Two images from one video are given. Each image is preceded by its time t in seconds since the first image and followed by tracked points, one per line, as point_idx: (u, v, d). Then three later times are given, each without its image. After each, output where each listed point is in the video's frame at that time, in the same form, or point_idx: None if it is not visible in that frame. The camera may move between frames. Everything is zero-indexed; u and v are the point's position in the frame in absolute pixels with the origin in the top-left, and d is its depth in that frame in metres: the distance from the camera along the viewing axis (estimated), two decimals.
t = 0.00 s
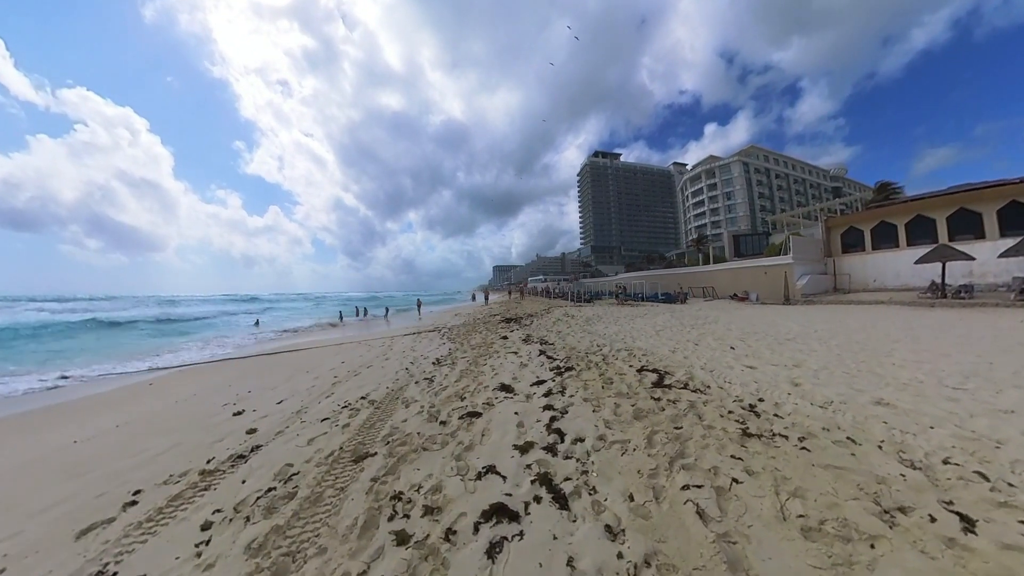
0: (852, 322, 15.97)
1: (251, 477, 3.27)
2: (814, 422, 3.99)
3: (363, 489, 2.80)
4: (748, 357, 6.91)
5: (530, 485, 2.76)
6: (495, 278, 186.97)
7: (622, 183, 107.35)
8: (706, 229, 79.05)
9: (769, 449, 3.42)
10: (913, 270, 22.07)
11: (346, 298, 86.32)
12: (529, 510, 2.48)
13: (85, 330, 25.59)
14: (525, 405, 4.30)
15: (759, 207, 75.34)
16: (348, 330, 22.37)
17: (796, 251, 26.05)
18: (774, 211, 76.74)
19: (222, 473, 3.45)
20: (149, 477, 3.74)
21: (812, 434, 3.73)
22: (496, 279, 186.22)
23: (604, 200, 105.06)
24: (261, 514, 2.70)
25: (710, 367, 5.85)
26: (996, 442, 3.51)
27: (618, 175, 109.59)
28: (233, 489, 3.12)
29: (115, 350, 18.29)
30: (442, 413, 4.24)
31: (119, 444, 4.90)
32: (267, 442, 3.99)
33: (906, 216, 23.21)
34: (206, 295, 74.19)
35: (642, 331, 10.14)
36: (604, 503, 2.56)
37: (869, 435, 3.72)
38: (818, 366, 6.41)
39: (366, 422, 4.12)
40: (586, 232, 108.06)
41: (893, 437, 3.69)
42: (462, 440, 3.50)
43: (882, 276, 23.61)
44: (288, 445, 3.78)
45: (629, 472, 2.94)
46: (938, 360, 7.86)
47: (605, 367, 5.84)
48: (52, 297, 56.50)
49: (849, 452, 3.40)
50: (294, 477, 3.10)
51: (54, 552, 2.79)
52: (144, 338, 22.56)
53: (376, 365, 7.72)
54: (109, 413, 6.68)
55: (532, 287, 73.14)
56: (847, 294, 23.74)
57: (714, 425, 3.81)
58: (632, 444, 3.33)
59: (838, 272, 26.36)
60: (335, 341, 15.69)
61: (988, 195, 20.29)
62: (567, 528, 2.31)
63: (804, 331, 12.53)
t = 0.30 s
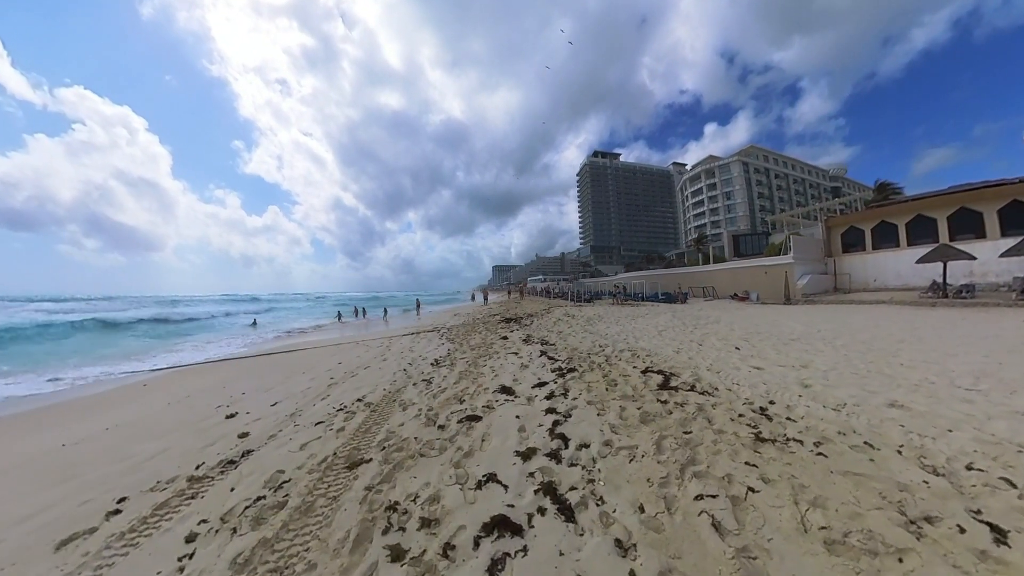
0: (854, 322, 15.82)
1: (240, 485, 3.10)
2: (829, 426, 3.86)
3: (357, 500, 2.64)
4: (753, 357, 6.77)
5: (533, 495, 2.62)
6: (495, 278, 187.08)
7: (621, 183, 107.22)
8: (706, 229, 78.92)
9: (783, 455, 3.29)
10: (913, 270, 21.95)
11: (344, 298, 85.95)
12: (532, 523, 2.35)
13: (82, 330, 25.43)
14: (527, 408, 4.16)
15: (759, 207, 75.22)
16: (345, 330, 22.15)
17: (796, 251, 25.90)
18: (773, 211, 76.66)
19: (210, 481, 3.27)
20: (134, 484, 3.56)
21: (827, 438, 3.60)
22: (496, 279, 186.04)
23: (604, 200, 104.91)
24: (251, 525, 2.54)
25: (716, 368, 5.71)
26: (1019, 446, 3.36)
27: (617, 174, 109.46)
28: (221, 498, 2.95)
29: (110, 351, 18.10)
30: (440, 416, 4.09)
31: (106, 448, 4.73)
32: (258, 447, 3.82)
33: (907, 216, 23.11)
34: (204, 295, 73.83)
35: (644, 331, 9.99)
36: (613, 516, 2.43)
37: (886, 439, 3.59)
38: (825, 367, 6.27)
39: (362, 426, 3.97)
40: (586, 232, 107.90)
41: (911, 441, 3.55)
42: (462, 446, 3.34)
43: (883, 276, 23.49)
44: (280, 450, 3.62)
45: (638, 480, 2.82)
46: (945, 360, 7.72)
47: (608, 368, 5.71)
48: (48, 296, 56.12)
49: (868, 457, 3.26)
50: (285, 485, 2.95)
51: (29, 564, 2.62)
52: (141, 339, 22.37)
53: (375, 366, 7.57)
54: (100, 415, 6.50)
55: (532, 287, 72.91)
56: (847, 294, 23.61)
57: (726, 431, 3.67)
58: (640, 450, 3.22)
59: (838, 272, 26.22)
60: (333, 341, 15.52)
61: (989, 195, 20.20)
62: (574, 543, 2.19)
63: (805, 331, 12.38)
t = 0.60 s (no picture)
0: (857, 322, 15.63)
1: (233, 493, 2.95)
2: (847, 429, 3.72)
3: (358, 511, 2.50)
4: (761, 358, 6.62)
5: (545, 505, 2.48)
6: (495, 278, 186.91)
7: (621, 183, 107.10)
8: (706, 229, 78.73)
9: (803, 460, 3.15)
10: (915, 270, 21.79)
11: (343, 298, 85.67)
12: (545, 537, 2.22)
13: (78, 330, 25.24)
14: (534, 412, 4.02)
15: (759, 207, 75.06)
16: (345, 330, 21.98)
17: (798, 250, 25.72)
18: (774, 211, 76.50)
19: (203, 489, 3.12)
20: (123, 492, 3.40)
21: (846, 442, 3.45)
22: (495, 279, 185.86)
23: (604, 200, 104.74)
24: (245, 538, 2.40)
25: (726, 370, 5.56)
26: None
27: (618, 174, 109.31)
28: (213, 508, 2.80)
29: (106, 351, 17.91)
30: (443, 420, 3.95)
31: (98, 453, 4.57)
32: (254, 453, 3.67)
33: (909, 215, 22.97)
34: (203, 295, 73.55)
35: (647, 331, 9.84)
36: (632, 529, 2.29)
37: (908, 442, 3.44)
38: (836, 367, 6.11)
39: (362, 430, 3.82)
40: (586, 232, 107.75)
41: (934, 444, 3.40)
42: (467, 452, 3.19)
43: (885, 275, 23.34)
44: (277, 457, 3.47)
45: (654, 489, 2.68)
46: (954, 360, 7.57)
47: (615, 369, 5.58)
48: (46, 296, 55.90)
49: (891, 462, 3.12)
50: (281, 494, 2.80)
51: None
52: (137, 340, 22.19)
53: (375, 367, 7.42)
54: (92, 417, 6.34)
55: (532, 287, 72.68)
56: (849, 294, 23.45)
57: (742, 435, 3.53)
58: (654, 456, 3.08)
59: (839, 272, 26.05)
60: (332, 341, 15.36)
61: (991, 194, 20.07)
62: (590, 559, 2.06)
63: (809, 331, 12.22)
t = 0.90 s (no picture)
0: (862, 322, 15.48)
1: (231, 505, 2.83)
2: (867, 435, 3.57)
3: (362, 525, 2.36)
4: (770, 360, 6.47)
5: (559, 519, 2.35)
6: (495, 277, 186.84)
7: (622, 183, 106.95)
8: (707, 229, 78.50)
9: (826, 468, 3.01)
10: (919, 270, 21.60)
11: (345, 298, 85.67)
12: (561, 554, 2.09)
13: (80, 331, 25.26)
14: (542, 417, 3.89)
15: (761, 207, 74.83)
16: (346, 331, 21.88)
17: (801, 250, 25.55)
18: (775, 211, 76.24)
19: (198, 501, 2.99)
20: (117, 502, 3.27)
21: (867, 449, 3.31)
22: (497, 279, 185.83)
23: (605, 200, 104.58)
24: (242, 555, 2.27)
25: (737, 373, 5.41)
26: None
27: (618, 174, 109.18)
28: (210, 521, 2.67)
29: (107, 352, 17.86)
30: (448, 426, 3.82)
31: (92, 459, 4.44)
32: (252, 461, 3.54)
33: (912, 215, 22.79)
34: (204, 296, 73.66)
35: (653, 333, 9.69)
36: (654, 545, 2.16)
37: (931, 449, 3.30)
38: (848, 370, 5.95)
39: (365, 437, 3.69)
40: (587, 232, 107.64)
41: (958, 451, 3.25)
42: (474, 462, 3.05)
43: (888, 275, 23.15)
44: (276, 466, 3.34)
45: (673, 500, 2.54)
46: (966, 362, 7.41)
47: (623, 372, 5.45)
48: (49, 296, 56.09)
49: (914, 470, 2.97)
50: (281, 507, 2.67)
51: None
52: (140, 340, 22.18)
53: (376, 369, 7.29)
54: (90, 421, 6.23)
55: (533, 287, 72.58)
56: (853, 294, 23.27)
57: (760, 442, 3.39)
58: (670, 465, 2.95)
59: (843, 272, 25.86)
60: (333, 342, 15.25)
61: (995, 194, 19.90)
62: None
63: (815, 331, 12.06)
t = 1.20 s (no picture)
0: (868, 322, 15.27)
1: (230, 515, 2.69)
2: (892, 438, 3.41)
3: (369, 539, 2.22)
4: (782, 360, 6.30)
5: (580, 531, 2.21)
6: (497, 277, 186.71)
7: (624, 182, 106.63)
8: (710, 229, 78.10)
9: (854, 474, 2.85)
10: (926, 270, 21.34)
11: (347, 298, 85.68)
12: (584, 570, 1.95)
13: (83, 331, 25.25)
14: (554, 421, 3.75)
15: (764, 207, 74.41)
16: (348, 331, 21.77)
17: (806, 249, 25.29)
18: (778, 211, 75.78)
19: (196, 510, 2.85)
20: (112, 510, 3.14)
21: (895, 453, 3.14)
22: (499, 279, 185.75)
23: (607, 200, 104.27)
24: (241, 569, 2.14)
25: (751, 374, 5.23)
26: None
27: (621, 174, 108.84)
28: (208, 532, 2.54)
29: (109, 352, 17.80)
30: (456, 431, 3.67)
31: (89, 463, 4.32)
32: (253, 467, 3.40)
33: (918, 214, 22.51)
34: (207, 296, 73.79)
35: (660, 333, 9.53)
36: (683, 560, 2.00)
37: (960, 453, 3.13)
38: (864, 371, 5.77)
39: (370, 442, 3.55)
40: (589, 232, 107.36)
41: (989, 455, 3.08)
42: (485, 469, 2.91)
43: (894, 275, 22.89)
44: (277, 472, 3.20)
45: (698, 508, 2.39)
46: (981, 363, 7.21)
47: (634, 373, 5.30)
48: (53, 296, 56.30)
49: (946, 475, 2.80)
50: (282, 518, 2.52)
51: None
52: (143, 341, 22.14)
53: (380, 370, 7.16)
54: (88, 423, 6.12)
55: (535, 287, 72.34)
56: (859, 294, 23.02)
57: (783, 446, 3.23)
58: (692, 471, 2.79)
59: (848, 271, 25.58)
60: (335, 343, 15.14)
61: (1003, 193, 19.60)
62: None
63: (822, 332, 11.85)
